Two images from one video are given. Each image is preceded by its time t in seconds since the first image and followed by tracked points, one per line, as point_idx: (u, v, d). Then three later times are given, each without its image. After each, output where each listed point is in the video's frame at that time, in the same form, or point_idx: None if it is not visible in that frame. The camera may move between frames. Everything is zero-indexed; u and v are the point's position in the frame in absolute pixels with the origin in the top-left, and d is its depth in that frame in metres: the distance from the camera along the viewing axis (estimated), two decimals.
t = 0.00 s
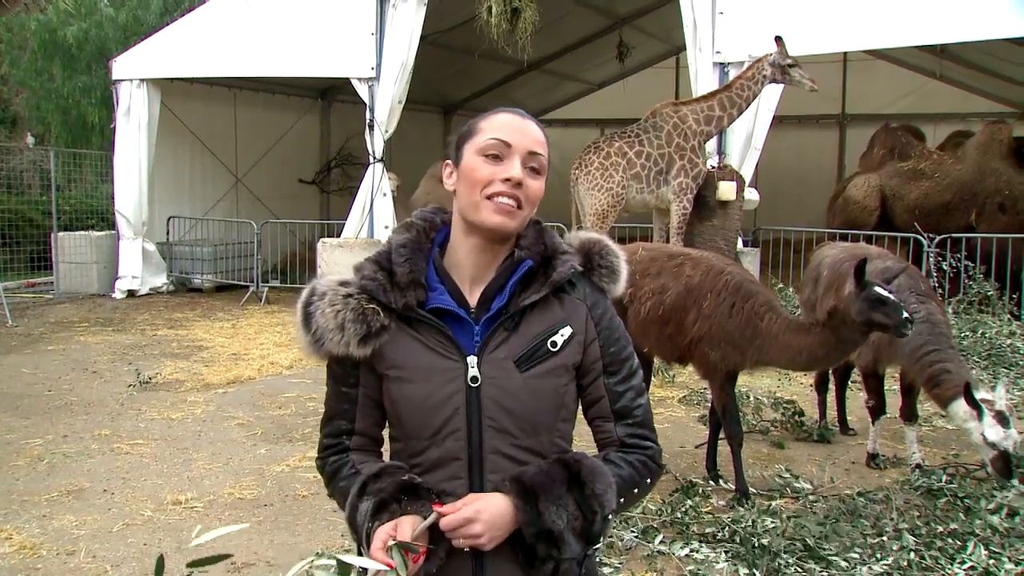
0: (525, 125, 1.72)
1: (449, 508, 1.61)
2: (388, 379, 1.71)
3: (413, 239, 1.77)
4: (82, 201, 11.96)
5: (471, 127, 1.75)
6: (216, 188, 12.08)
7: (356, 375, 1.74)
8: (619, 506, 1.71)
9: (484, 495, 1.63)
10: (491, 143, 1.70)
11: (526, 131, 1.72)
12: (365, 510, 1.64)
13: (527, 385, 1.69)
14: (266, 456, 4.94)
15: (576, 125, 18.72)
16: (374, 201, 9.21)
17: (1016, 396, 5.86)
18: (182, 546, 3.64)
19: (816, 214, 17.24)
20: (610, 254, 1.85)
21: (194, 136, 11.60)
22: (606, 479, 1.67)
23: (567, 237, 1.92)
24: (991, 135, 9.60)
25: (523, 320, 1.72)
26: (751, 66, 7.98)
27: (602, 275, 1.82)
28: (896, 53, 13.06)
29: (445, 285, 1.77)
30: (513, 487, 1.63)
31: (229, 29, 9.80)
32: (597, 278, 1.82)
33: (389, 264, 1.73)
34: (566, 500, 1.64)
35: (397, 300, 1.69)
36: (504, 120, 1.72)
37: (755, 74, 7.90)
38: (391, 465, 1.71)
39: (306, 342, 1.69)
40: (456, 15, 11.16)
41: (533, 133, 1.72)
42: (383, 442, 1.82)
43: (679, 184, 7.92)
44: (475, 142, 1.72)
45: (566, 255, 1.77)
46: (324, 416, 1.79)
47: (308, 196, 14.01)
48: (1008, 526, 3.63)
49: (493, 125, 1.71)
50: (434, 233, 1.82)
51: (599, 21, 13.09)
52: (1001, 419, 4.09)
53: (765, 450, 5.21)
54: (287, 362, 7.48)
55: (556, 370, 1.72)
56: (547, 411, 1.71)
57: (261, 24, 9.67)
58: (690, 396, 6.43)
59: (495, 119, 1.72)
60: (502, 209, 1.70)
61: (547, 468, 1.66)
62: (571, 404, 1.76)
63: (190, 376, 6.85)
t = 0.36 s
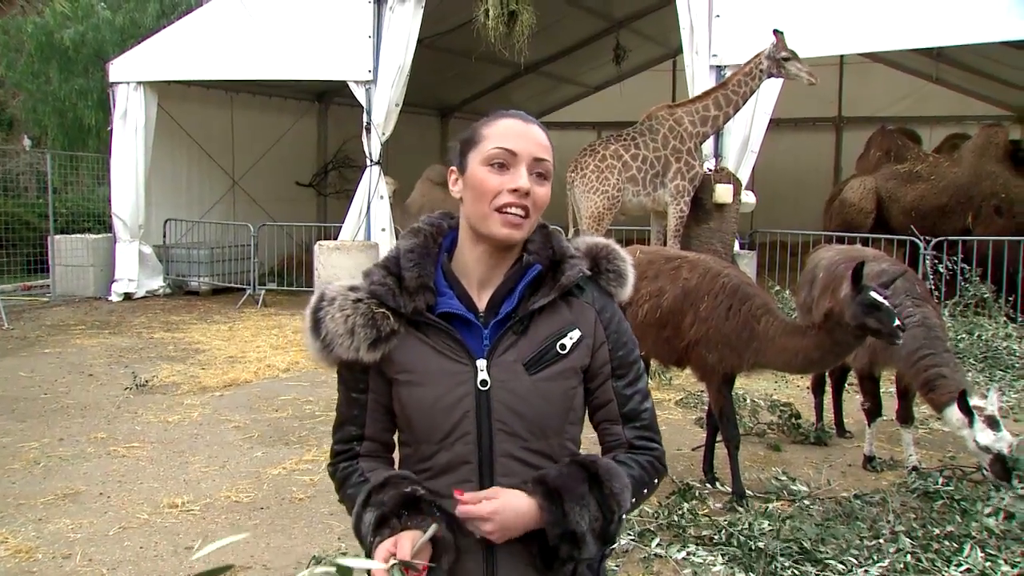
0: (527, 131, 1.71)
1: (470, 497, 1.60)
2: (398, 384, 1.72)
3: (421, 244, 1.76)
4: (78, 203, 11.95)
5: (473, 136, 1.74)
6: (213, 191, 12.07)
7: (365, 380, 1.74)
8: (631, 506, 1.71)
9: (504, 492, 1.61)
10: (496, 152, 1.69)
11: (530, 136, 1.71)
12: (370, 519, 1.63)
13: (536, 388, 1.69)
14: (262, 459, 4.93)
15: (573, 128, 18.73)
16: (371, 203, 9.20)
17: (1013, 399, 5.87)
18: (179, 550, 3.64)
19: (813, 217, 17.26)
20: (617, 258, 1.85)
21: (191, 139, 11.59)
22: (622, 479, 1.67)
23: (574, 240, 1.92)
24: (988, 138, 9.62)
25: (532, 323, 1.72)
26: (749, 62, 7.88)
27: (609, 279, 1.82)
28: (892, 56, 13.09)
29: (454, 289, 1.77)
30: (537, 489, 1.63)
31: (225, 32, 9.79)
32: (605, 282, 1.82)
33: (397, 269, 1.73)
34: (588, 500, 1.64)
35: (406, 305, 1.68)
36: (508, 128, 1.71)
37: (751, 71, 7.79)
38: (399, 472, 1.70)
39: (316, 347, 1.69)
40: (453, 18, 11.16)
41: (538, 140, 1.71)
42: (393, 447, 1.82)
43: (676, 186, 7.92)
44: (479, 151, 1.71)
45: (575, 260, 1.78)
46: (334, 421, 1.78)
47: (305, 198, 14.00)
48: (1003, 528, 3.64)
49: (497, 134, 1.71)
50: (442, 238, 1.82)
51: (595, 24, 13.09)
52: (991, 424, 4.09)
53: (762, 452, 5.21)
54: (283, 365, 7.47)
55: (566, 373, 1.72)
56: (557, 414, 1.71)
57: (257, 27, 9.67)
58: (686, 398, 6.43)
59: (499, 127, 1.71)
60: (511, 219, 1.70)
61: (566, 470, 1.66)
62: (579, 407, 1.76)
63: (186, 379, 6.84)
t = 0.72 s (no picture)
0: (522, 131, 1.73)
1: (488, 528, 1.56)
2: (392, 390, 1.72)
3: (413, 249, 1.76)
4: (67, 208, 11.91)
5: (467, 138, 1.74)
6: (203, 196, 12.04)
7: (359, 386, 1.76)
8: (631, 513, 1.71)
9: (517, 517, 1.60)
10: (491, 150, 1.70)
11: (524, 137, 1.73)
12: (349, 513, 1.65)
13: (531, 393, 1.69)
14: (252, 464, 4.91)
15: (562, 132, 18.74)
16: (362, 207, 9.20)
17: (1001, 402, 5.92)
18: (168, 555, 3.63)
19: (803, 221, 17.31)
20: (611, 262, 1.86)
21: (180, 143, 11.57)
22: (625, 491, 1.68)
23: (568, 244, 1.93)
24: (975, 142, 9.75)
25: (527, 328, 1.72)
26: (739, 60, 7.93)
27: (604, 282, 1.83)
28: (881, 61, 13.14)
29: (447, 294, 1.77)
30: (549, 513, 1.62)
31: (216, 36, 9.79)
32: (599, 286, 1.83)
33: (390, 275, 1.72)
34: (600, 518, 1.63)
35: (399, 311, 1.68)
36: (501, 129, 1.72)
37: (740, 76, 7.86)
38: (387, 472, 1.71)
39: (309, 353, 1.69)
40: (443, 22, 11.17)
41: (531, 140, 1.73)
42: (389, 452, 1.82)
43: (665, 191, 7.92)
44: (475, 151, 1.71)
45: (569, 263, 1.78)
46: (332, 426, 1.80)
47: (295, 203, 13.97)
48: (991, 531, 3.65)
49: (491, 134, 1.71)
50: (435, 242, 1.82)
51: (585, 29, 13.11)
52: (979, 429, 4.12)
53: (752, 456, 5.23)
54: (273, 370, 7.46)
55: (560, 378, 1.72)
56: (552, 419, 1.71)
57: (247, 31, 9.66)
58: (676, 402, 6.44)
59: (493, 128, 1.72)
60: (509, 217, 1.69)
61: (573, 489, 1.66)
62: (573, 411, 1.76)
63: (176, 384, 6.82)
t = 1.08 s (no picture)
0: (505, 142, 1.72)
1: (434, 527, 1.58)
2: (363, 397, 1.72)
3: (382, 252, 1.75)
4: (47, 210, 11.82)
5: (449, 142, 1.73)
6: (184, 199, 11.98)
7: (326, 394, 1.73)
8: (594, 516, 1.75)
9: (466, 515, 1.64)
10: (472, 162, 1.69)
11: (507, 148, 1.72)
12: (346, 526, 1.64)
13: (502, 399, 1.70)
14: (233, 467, 4.89)
15: (546, 135, 18.75)
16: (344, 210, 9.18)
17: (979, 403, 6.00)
18: (149, 560, 3.61)
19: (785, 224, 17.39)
20: (582, 263, 1.89)
21: (161, 145, 11.51)
22: (584, 493, 1.71)
23: (539, 243, 1.95)
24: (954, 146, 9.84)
25: (497, 332, 1.74)
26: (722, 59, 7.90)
27: (575, 284, 1.86)
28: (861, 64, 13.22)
29: (417, 299, 1.77)
30: (496, 507, 1.65)
31: (197, 38, 9.76)
32: (569, 287, 1.85)
33: (359, 279, 1.72)
34: (549, 517, 1.66)
35: (369, 317, 1.68)
36: (486, 138, 1.71)
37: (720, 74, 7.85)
38: (366, 481, 1.71)
39: (274, 360, 1.67)
40: (425, 25, 11.16)
41: (514, 154, 1.72)
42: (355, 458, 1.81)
43: (648, 193, 7.94)
44: (455, 159, 1.70)
45: (540, 267, 1.80)
46: (292, 435, 1.76)
47: (277, 205, 13.92)
48: (970, 531, 3.67)
49: (474, 143, 1.70)
50: (404, 244, 1.81)
51: (568, 32, 13.13)
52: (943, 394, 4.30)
53: (734, 457, 5.25)
54: (256, 373, 7.43)
55: (532, 383, 1.74)
56: (522, 424, 1.73)
57: (229, 32, 9.63)
58: (659, 404, 6.46)
59: (477, 137, 1.71)
60: (481, 233, 1.71)
61: (526, 486, 1.68)
62: (545, 415, 1.78)
63: (157, 388, 6.78)
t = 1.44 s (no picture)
0: (459, 135, 1.69)
1: (398, 541, 1.55)
2: (318, 399, 1.66)
3: (345, 248, 1.72)
4: (30, 211, 11.74)
5: (402, 139, 1.70)
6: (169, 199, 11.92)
7: (277, 397, 1.67)
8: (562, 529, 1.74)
9: (430, 527, 1.61)
10: (427, 159, 1.66)
11: (462, 141, 1.69)
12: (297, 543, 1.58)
13: (470, 404, 1.68)
14: (219, 469, 4.87)
15: (532, 136, 18.75)
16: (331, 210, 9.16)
17: (963, 403, 6.05)
18: (134, 563, 3.59)
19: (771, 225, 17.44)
20: (548, 268, 1.89)
21: (146, 146, 11.46)
22: (552, 505, 1.69)
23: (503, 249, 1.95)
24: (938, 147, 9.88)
25: (464, 335, 1.72)
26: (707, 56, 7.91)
27: (542, 289, 1.86)
28: (846, 66, 13.28)
29: (380, 299, 1.74)
30: (461, 519, 1.63)
31: (183, 39, 9.73)
32: (536, 292, 1.85)
33: (321, 276, 1.68)
34: (517, 529, 1.64)
35: (331, 315, 1.64)
36: (440, 132, 1.69)
37: (706, 71, 7.87)
38: (318, 493, 1.65)
39: (225, 358, 1.61)
40: (412, 26, 11.15)
41: (471, 146, 1.70)
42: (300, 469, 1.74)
43: (634, 194, 7.94)
44: (410, 157, 1.68)
45: (509, 270, 1.80)
46: (232, 443, 1.69)
47: (264, 206, 13.87)
48: (954, 530, 3.68)
49: (427, 139, 1.68)
50: (366, 242, 1.78)
51: (554, 33, 13.14)
52: (931, 335, 4.59)
53: (720, 458, 5.26)
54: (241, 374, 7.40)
55: (499, 388, 1.72)
56: (489, 433, 1.71)
57: (214, 32, 9.60)
58: (646, 405, 6.46)
59: (430, 132, 1.69)
60: (444, 233, 1.68)
61: (492, 498, 1.67)
62: (510, 423, 1.77)
63: (142, 389, 6.74)
